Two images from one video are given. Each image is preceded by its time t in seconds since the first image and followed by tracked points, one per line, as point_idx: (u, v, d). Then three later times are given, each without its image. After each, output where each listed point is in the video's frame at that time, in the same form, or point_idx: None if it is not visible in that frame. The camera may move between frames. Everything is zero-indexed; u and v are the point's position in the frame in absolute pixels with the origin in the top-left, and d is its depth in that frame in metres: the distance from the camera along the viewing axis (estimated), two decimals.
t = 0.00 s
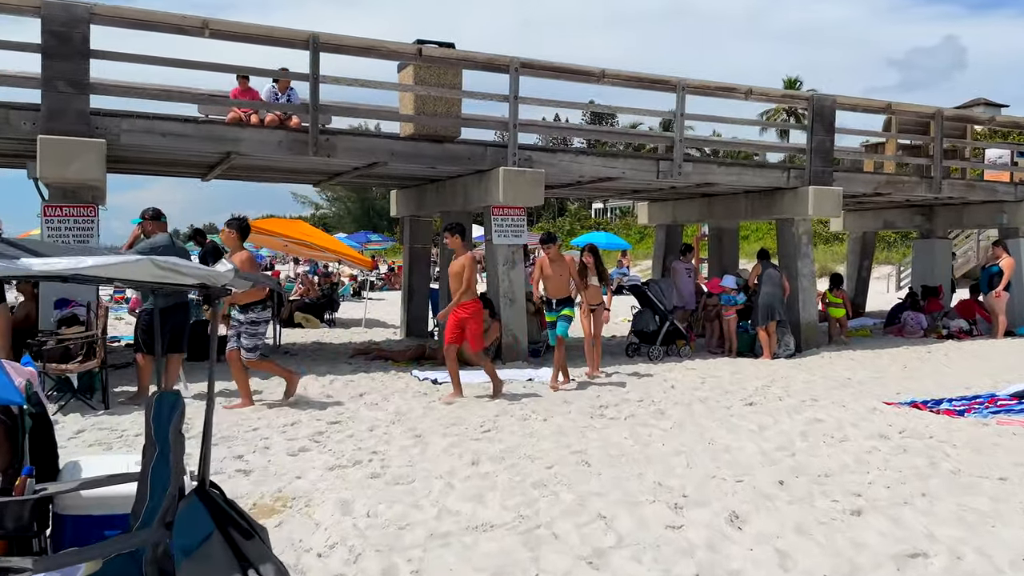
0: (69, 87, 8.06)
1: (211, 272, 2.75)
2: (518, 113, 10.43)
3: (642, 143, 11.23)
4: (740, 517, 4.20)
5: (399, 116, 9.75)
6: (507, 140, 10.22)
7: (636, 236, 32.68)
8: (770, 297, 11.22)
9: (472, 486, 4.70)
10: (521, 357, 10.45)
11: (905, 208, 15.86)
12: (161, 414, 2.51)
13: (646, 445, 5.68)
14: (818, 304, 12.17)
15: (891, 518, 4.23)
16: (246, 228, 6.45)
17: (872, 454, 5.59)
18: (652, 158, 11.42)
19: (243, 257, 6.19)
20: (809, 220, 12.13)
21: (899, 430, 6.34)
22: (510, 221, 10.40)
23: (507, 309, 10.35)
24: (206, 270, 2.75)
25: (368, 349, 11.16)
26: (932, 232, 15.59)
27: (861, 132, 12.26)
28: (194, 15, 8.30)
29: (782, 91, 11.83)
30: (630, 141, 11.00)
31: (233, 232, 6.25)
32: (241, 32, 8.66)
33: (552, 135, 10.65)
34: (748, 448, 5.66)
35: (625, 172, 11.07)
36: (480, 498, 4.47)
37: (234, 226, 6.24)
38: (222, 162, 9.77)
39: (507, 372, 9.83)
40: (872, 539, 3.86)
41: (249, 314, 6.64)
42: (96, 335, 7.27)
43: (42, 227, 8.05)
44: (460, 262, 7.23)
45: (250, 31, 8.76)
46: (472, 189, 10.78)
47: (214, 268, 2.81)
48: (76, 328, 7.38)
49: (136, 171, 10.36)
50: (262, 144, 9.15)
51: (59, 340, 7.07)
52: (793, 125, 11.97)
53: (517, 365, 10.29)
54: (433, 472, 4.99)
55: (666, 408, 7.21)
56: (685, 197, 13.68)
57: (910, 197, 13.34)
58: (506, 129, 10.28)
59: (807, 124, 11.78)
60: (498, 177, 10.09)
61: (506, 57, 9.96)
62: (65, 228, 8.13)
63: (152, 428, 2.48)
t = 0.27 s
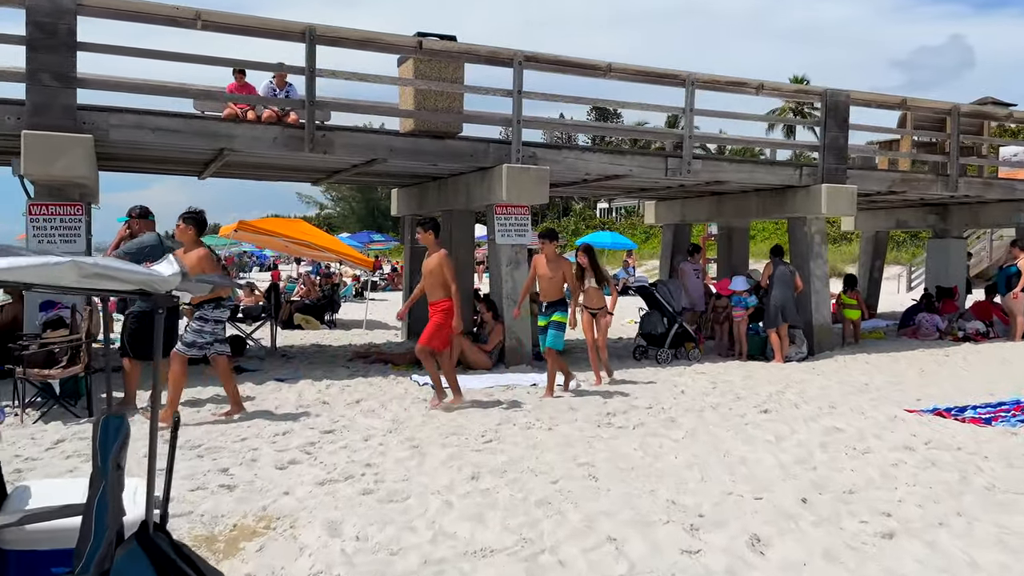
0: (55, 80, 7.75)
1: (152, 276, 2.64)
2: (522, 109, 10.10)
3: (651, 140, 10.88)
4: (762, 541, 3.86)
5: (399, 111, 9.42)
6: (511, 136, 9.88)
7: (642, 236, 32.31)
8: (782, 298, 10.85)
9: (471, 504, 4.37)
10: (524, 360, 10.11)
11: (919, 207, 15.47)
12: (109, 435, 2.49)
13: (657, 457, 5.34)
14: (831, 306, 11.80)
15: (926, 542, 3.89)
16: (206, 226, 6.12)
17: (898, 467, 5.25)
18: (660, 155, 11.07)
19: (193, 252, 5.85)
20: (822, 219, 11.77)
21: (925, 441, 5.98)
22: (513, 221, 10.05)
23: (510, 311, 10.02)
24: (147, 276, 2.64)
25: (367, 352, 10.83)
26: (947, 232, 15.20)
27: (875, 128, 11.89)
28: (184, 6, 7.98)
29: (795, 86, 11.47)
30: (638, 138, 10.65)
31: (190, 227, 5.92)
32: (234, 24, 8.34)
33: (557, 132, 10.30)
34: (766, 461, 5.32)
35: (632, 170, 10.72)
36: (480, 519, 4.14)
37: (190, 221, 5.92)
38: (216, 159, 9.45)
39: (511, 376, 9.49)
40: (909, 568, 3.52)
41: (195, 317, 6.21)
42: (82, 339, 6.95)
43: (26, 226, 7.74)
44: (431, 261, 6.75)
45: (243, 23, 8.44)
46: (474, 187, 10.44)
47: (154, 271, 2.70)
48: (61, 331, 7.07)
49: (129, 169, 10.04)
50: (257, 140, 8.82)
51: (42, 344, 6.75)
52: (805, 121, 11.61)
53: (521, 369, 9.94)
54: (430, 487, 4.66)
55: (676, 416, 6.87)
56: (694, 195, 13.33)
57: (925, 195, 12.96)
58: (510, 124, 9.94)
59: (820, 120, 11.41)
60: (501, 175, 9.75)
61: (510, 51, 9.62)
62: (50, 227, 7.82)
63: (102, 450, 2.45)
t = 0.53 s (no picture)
0: (50, 78, 7.52)
1: (105, 290, 2.40)
2: (531, 107, 9.83)
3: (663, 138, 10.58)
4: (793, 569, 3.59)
5: (405, 109, 9.15)
6: (519, 135, 9.61)
7: (650, 237, 31.98)
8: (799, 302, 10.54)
9: (480, 525, 4.10)
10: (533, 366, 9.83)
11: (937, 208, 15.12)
12: (68, 470, 2.34)
13: (675, 472, 5.06)
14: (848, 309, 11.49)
15: (971, 570, 3.61)
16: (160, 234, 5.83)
17: (932, 484, 4.95)
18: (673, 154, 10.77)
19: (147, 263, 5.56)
20: (839, 220, 11.45)
21: (957, 454, 5.68)
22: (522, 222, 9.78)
23: (518, 315, 9.74)
24: (98, 291, 2.39)
25: (372, 356, 10.56)
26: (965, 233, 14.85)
27: (894, 126, 11.57)
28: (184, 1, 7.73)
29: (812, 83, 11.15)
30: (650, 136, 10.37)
31: (145, 236, 5.66)
32: (235, 19, 8.09)
33: (567, 130, 10.02)
34: (791, 476, 5.03)
35: (645, 170, 10.43)
36: (489, 542, 3.87)
37: (144, 229, 5.64)
38: (217, 159, 9.21)
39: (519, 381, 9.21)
40: None
41: (142, 331, 5.70)
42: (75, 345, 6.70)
43: (21, 228, 7.50)
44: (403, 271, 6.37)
45: (245, 19, 8.19)
46: (482, 188, 10.17)
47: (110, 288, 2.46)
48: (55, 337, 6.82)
49: (128, 169, 9.81)
50: (258, 139, 8.57)
51: (34, 350, 6.49)
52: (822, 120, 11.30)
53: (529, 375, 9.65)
54: (437, 506, 4.39)
55: (693, 425, 6.58)
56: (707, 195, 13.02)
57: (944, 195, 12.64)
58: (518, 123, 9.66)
59: (837, 118, 11.09)
60: (510, 175, 9.48)
61: (519, 47, 9.35)
62: (45, 228, 7.57)
63: (60, 487, 2.29)
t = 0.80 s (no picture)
0: (50, 68, 7.27)
1: (41, 281, 2.16)
2: (546, 100, 9.51)
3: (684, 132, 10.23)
4: None
5: (416, 102, 8.85)
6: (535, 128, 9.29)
7: (664, 236, 31.60)
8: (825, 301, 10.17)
9: (498, 540, 3.79)
10: (549, 367, 9.50)
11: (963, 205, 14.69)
12: (16, 491, 2.22)
13: (705, 481, 4.73)
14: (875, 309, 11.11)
15: None
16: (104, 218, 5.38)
17: (982, 496, 4.61)
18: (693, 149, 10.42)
19: (87, 249, 5.10)
20: (865, 217, 11.07)
21: (1006, 463, 5.32)
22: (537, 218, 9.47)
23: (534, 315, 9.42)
24: (33, 283, 2.17)
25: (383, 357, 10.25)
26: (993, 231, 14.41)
27: (922, 119, 11.17)
28: None
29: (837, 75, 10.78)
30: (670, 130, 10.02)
31: (84, 221, 5.18)
32: (241, 8, 7.82)
33: (584, 124, 9.69)
34: (830, 487, 4.69)
35: (664, 164, 10.08)
36: (507, 560, 3.56)
37: (84, 213, 5.19)
38: (223, 153, 8.94)
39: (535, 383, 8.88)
40: None
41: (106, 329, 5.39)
42: (73, 345, 6.43)
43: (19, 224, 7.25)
44: (386, 257, 6.02)
45: (250, 8, 7.92)
46: (496, 183, 9.86)
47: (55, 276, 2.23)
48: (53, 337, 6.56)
49: (133, 164, 9.55)
50: (265, 132, 8.28)
51: (31, 350, 6.23)
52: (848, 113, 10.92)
53: (544, 375, 9.33)
54: (450, 518, 4.09)
55: (719, 430, 6.25)
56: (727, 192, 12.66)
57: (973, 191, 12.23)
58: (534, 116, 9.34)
59: (863, 111, 10.71)
60: (525, 169, 9.16)
61: (535, 37, 9.04)
62: (45, 224, 7.30)
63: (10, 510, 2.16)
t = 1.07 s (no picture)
0: (57, 67, 7.08)
1: None
2: (566, 98, 9.24)
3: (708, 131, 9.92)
4: None
5: (432, 101, 8.61)
6: (554, 127, 9.02)
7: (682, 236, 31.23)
8: (853, 305, 9.83)
9: (518, 569, 3.53)
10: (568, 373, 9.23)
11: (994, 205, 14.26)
12: None
13: (737, 502, 4.45)
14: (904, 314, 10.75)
15: None
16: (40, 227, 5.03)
17: None
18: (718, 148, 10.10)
19: (27, 256, 4.82)
20: (896, 218, 10.71)
21: None
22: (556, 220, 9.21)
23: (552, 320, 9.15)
24: None
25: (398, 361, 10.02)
26: None
27: (954, 116, 10.79)
28: None
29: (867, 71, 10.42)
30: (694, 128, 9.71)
31: (21, 227, 4.91)
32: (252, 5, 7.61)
33: (605, 122, 9.41)
34: (872, 509, 4.39)
35: (688, 164, 9.78)
36: None
37: (20, 219, 4.92)
38: (235, 154, 8.74)
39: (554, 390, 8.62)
40: None
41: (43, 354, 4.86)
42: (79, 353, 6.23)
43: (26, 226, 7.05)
44: (356, 264, 5.72)
45: (262, 5, 7.71)
46: (514, 183, 9.59)
47: None
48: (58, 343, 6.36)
49: (144, 165, 9.37)
50: (278, 133, 8.07)
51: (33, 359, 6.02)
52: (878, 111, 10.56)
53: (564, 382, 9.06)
54: (468, 543, 3.83)
55: (749, 443, 5.95)
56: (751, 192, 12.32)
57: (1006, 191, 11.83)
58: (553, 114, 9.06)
59: (894, 108, 10.35)
60: (544, 169, 8.89)
61: (554, 33, 8.77)
62: (52, 227, 7.10)
63: None
